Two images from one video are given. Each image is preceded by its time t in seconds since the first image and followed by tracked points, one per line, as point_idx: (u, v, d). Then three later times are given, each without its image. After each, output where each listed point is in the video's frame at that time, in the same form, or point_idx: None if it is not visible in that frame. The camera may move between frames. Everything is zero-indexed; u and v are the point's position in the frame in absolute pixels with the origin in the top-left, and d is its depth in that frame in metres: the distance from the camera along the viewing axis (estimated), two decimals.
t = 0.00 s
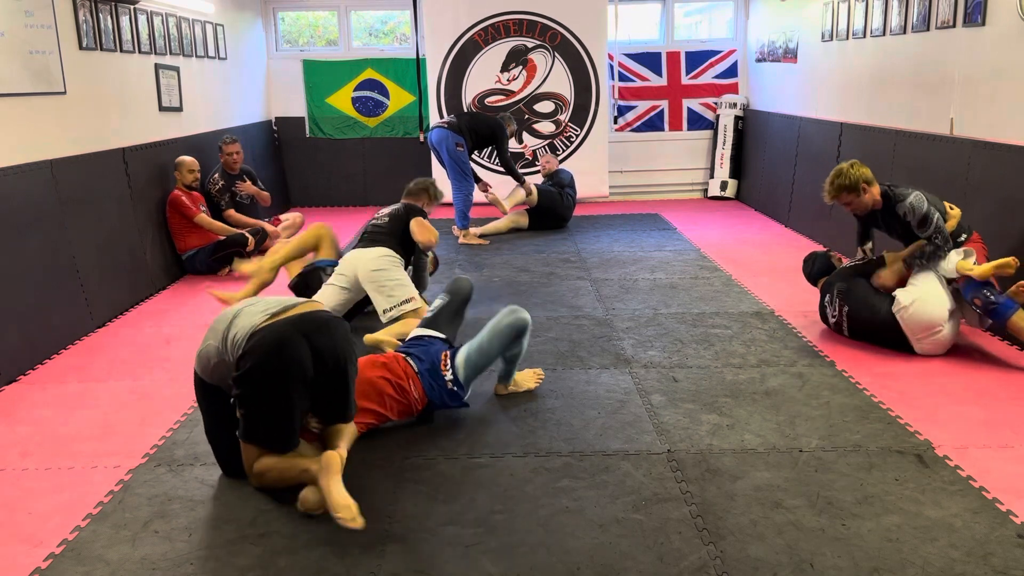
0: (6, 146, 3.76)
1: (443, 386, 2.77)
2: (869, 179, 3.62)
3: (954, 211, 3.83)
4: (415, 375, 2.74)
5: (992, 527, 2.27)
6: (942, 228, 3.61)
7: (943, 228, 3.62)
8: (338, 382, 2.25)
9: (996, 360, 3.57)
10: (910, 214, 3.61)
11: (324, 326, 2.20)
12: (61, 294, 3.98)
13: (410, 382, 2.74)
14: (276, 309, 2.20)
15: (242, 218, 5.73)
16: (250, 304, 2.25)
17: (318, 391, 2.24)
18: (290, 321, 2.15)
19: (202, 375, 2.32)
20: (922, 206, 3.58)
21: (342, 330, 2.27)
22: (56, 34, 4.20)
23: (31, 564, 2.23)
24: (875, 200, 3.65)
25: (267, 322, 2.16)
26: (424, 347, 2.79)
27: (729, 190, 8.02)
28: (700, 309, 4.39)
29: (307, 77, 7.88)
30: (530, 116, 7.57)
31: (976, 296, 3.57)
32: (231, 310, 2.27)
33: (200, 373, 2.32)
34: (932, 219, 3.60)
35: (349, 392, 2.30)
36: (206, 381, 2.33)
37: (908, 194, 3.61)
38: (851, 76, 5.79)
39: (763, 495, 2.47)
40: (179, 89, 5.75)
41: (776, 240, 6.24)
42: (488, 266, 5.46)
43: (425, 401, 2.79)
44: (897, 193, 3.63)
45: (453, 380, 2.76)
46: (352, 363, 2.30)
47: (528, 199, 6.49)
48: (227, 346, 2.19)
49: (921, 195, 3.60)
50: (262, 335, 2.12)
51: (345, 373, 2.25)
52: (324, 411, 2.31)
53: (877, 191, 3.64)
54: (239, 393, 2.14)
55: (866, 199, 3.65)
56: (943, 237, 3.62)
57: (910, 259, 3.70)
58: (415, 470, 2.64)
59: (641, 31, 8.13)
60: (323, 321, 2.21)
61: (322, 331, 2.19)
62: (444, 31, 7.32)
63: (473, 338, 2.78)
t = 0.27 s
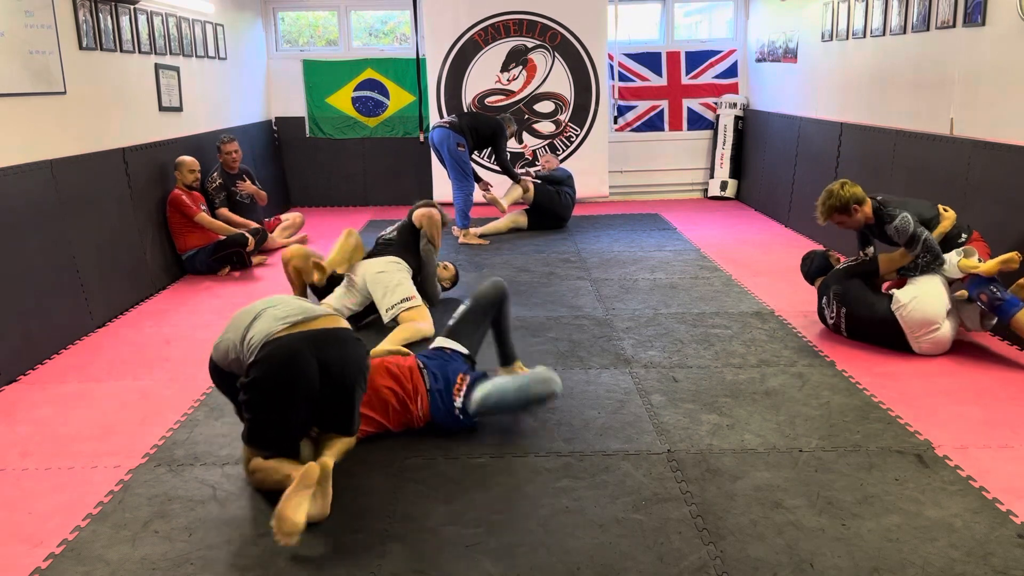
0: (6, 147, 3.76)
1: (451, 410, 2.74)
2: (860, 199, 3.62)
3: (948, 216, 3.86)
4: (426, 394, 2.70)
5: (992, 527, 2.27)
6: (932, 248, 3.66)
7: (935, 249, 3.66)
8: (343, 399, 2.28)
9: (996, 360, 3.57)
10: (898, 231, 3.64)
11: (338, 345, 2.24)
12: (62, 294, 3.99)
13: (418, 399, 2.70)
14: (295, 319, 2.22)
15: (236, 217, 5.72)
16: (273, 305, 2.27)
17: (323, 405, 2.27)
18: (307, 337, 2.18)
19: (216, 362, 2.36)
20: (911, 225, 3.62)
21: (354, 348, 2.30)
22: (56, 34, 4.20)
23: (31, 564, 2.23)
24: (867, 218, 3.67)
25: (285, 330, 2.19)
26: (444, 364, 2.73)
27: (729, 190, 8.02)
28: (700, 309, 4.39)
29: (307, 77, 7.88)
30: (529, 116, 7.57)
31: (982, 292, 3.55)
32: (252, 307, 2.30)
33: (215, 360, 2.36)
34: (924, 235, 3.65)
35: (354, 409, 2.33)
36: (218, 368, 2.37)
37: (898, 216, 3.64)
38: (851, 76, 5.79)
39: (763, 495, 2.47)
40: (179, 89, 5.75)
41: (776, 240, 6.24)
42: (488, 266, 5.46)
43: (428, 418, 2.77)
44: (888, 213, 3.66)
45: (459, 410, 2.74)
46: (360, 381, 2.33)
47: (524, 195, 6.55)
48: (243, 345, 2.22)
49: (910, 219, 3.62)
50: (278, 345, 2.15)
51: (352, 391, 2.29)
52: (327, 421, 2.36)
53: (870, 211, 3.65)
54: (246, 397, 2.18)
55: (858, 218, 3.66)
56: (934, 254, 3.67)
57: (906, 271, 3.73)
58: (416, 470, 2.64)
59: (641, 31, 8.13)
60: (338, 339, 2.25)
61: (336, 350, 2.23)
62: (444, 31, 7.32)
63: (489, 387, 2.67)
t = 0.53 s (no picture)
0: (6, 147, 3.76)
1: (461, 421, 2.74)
2: (856, 206, 3.61)
3: (943, 215, 3.87)
4: (435, 407, 2.68)
5: (992, 527, 2.27)
6: (932, 251, 3.66)
7: (933, 251, 3.66)
8: (346, 412, 2.30)
9: (996, 360, 3.57)
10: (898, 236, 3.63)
11: (349, 363, 2.27)
12: (62, 294, 3.99)
13: (424, 410, 2.68)
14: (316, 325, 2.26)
15: (237, 216, 5.73)
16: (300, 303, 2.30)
17: (324, 415, 2.30)
18: (323, 348, 2.22)
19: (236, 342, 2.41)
20: (912, 230, 3.61)
21: (365, 365, 2.33)
22: (56, 34, 4.20)
23: (31, 564, 2.23)
24: (861, 223, 3.67)
25: (304, 333, 2.23)
26: (462, 377, 2.71)
27: (729, 190, 8.02)
28: (700, 309, 4.39)
29: (307, 77, 7.88)
30: (530, 116, 7.57)
31: (1001, 283, 3.49)
32: (280, 297, 2.34)
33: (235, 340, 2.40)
34: (925, 241, 3.63)
35: (354, 424, 2.35)
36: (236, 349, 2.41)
37: (899, 220, 3.62)
38: (851, 76, 5.79)
39: (763, 495, 2.47)
40: (179, 89, 5.75)
41: (776, 240, 6.24)
42: (489, 266, 5.46)
43: (432, 427, 2.76)
44: (888, 219, 3.64)
45: (469, 422, 2.74)
46: (365, 398, 2.35)
47: (524, 193, 6.56)
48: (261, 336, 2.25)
49: (911, 223, 3.61)
50: (291, 349, 2.19)
51: (353, 408, 2.31)
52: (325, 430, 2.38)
53: (864, 216, 3.65)
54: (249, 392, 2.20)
55: (852, 224, 3.66)
56: (932, 258, 3.68)
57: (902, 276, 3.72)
58: (416, 470, 2.64)
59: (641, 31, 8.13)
60: (350, 356, 2.28)
61: (347, 367, 2.26)
62: (444, 31, 7.32)
63: (509, 407, 2.75)
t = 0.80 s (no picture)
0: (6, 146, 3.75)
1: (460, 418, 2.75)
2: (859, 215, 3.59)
3: (943, 216, 3.86)
4: (435, 403, 2.69)
5: (992, 527, 2.27)
6: (936, 253, 3.62)
7: (937, 254, 3.63)
8: (345, 418, 2.31)
9: (996, 360, 3.57)
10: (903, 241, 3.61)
11: (350, 369, 2.26)
12: (62, 294, 3.99)
13: (425, 406, 2.69)
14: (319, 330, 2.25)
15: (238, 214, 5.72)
16: (307, 306, 2.30)
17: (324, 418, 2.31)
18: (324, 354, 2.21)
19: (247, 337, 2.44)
20: (916, 235, 3.58)
21: (369, 374, 2.32)
22: (56, 34, 4.20)
23: (31, 564, 2.23)
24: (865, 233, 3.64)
25: (308, 338, 2.23)
26: (460, 373, 2.72)
27: (729, 190, 8.02)
28: (700, 309, 4.39)
29: (307, 77, 7.88)
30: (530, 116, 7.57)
31: (1001, 280, 3.51)
32: (287, 298, 2.35)
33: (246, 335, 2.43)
34: (929, 245, 3.61)
35: (354, 431, 2.36)
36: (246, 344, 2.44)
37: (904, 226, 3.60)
38: (851, 76, 5.79)
39: (764, 495, 2.47)
40: (179, 89, 5.75)
41: (776, 240, 6.24)
42: (488, 266, 5.46)
43: (433, 425, 2.77)
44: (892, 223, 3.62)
45: (467, 420, 2.75)
46: (366, 405, 2.35)
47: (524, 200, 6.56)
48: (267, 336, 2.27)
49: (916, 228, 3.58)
50: (292, 352, 2.19)
51: (354, 413, 2.31)
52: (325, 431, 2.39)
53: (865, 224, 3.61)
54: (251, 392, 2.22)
55: (856, 234, 3.63)
56: (938, 262, 3.64)
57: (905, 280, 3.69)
58: (416, 470, 2.64)
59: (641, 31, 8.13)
60: (352, 363, 2.27)
61: (347, 373, 2.25)
62: (444, 31, 7.32)
63: (506, 404, 2.74)
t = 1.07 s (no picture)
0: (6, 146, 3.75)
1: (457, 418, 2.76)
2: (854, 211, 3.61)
3: (938, 212, 3.88)
4: (432, 402, 2.71)
5: (992, 527, 2.27)
6: (930, 249, 3.64)
7: (931, 248, 3.65)
8: (325, 411, 2.30)
9: (996, 360, 3.57)
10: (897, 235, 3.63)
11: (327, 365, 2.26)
12: (62, 294, 3.99)
13: (423, 404, 2.71)
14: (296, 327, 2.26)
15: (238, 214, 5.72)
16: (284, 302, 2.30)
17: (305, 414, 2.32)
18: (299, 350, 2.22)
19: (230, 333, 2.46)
20: (910, 229, 3.61)
21: (347, 367, 2.31)
22: (56, 34, 4.20)
23: (31, 564, 2.23)
24: (859, 228, 3.66)
25: (282, 334, 2.24)
26: (458, 373, 2.73)
27: (729, 190, 8.02)
28: (700, 309, 4.39)
29: (307, 77, 7.88)
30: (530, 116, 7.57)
31: (1002, 278, 3.51)
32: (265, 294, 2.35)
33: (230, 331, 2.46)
34: (922, 240, 3.64)
35: (336, 424, 2.35)
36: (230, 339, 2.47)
37: (897, 220, 3.62)
38: (851, 76, 5.78)
39: (763, 495, 2.47)
40: (179, 89, 5.75)
41: (776, 240, 6.24)
42: (488, 266, 5.46)
43: (430, 424, 2.78)
44: (886, 217, 3.64)
45: (465, 420, 2.75)
46: (346, 398, 2.34)
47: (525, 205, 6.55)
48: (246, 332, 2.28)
49: (910, 221, 3.60)
50: (269, 351, 2.20)
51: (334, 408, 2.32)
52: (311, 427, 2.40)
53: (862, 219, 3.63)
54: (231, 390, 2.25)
55: (852, 229, 3.65)
56: (932, 258, 3.65)
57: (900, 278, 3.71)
58: (416, 470, 2.64)
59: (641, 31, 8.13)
60: (330, 358, 2.27)
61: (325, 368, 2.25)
62: (444, 31, 7.32)
63: (502, 404, 2.75)
